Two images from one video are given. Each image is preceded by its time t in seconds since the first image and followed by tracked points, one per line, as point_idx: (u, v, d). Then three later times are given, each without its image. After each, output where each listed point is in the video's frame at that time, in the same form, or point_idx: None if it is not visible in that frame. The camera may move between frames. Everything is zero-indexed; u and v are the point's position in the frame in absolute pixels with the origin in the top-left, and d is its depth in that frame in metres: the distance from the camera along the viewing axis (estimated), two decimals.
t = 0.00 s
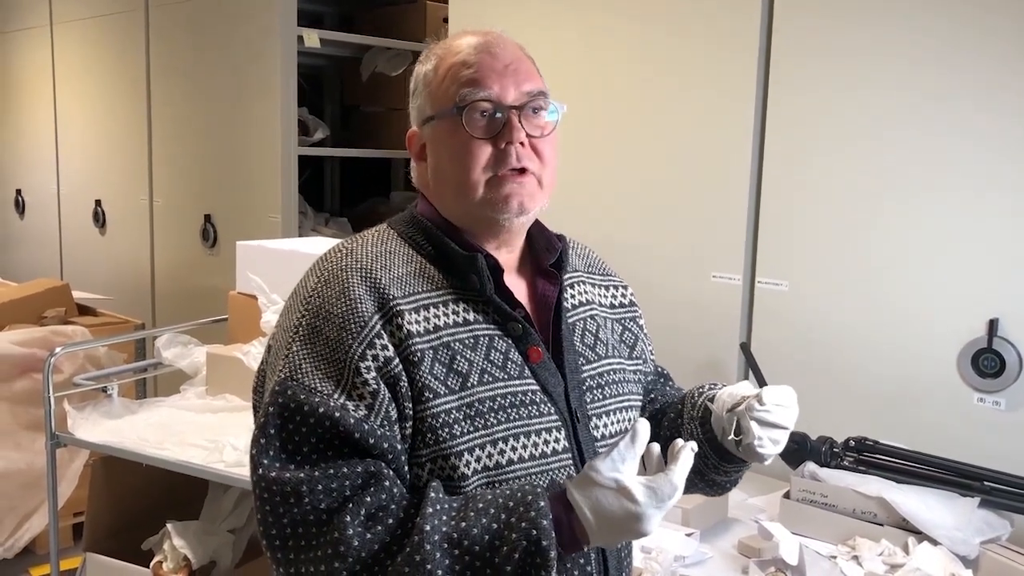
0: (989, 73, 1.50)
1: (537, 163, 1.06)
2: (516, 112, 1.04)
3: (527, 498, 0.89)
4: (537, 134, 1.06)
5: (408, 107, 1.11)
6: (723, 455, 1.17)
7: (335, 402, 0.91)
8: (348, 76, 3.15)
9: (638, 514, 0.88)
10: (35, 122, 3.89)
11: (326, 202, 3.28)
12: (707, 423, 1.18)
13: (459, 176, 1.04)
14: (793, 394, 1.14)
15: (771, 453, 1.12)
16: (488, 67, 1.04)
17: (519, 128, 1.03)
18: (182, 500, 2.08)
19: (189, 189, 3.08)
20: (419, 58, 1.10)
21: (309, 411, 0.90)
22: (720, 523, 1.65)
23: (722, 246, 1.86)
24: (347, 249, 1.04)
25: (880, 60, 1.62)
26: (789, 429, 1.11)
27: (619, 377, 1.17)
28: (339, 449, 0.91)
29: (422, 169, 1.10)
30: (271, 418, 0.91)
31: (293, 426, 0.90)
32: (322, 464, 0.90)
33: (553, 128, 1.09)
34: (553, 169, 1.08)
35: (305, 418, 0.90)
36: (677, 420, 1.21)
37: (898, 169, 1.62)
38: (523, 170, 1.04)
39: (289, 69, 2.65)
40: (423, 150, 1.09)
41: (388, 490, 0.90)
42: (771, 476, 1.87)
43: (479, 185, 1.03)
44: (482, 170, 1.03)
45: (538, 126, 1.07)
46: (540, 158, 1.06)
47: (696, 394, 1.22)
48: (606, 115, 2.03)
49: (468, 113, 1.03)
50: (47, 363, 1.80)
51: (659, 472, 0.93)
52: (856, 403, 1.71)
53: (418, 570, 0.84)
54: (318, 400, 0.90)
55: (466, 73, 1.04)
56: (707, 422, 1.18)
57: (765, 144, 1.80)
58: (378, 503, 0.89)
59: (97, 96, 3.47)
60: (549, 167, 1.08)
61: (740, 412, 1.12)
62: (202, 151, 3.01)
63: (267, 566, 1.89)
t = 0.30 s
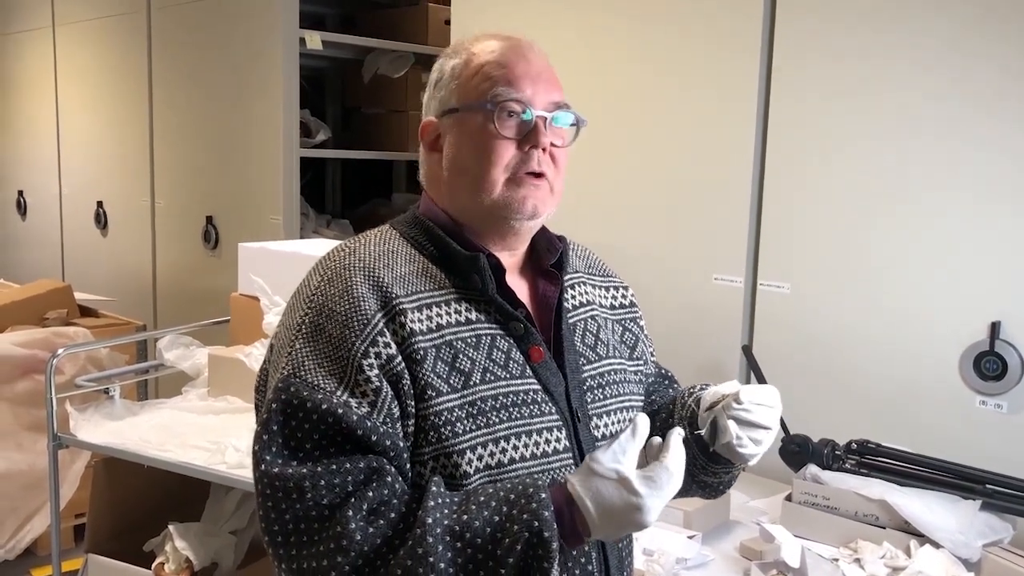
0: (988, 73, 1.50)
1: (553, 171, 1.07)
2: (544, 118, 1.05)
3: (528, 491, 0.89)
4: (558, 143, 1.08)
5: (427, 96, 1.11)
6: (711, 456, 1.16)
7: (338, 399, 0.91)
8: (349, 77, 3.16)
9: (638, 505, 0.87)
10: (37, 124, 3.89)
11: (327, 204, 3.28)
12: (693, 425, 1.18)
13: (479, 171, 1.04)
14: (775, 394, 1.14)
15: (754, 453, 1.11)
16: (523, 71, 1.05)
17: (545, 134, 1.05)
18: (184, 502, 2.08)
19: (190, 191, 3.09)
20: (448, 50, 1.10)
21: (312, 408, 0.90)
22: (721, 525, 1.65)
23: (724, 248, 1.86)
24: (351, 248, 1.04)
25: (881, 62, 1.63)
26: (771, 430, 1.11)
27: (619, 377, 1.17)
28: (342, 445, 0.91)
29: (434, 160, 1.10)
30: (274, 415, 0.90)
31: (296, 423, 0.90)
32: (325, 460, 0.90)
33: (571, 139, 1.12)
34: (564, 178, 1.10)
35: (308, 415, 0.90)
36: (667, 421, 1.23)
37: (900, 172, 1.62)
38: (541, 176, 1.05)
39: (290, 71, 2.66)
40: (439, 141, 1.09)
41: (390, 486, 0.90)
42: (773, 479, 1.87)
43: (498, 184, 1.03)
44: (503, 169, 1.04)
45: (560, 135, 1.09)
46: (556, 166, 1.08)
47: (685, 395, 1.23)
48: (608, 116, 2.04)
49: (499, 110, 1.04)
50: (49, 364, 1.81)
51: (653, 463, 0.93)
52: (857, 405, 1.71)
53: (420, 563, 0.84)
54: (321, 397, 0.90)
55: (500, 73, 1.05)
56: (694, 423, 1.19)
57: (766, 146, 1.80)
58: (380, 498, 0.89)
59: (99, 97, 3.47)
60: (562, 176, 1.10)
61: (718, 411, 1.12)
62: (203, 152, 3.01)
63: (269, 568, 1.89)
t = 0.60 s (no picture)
0: (988, 74, 1.50)
1: (554, 175, 1.08)
2: (547, 121, 1.06)
3: (527, 485, 0.89)
4: (561, 147, 1.08)
5: (433, 97, 1.11)
6: (703, 462, 1.16)
7: (339, 395, 0.91)
8: (349, 78, 3.16)
9: (636, 501, 0.88)
10: (37, 124, 3.89)
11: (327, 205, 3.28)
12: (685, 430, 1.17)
13: (481, 173, 1.04)
14: (768, 404, 1.14)
15: (744, 462, 1.12)
16: (528, 74, 1.06)
17: (548, 137, 1.05)
18: (184, 502, 2.08)
19: (190, 192, 3.09)
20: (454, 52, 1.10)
21: (313, 403, 0.89)
22: (720, 526, 1.65)
23: (724, 249, 1.86)
24: (352, 248, 1.05)
25: (881, 63, 1.63)
26: (762, 440, 1.11)
27: (618, 378, 1.17)
28: (342, 441, 0.91)
29: (437, 161, 1.10)
30: (275, 410, 0.90)
31: (296, 418, 0.90)
32: (325, 455, 0.90)
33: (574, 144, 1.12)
34: (566, 182, 1.10)
35: (309, 410, 0.90)
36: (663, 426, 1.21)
37: (898, 172, 1.62)
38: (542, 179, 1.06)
39: (289, 72, 2.66)
40: (444, 142, 1.09)
41: (389, 481, 0.90)
42: (772, 480, 1.87)
43: (500, 186, 1.03)
44: (505, 171, 1.04)
45: (563, 139, 1.09)
46: (558, 170, 1.08)
47: (682, 399, 1.22)
48: (608, 117, 2.04)
49: (502, 112, 1.04)
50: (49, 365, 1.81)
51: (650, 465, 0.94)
52: (857, 405, 1.71)
53: (418, 556, 0.84)
54: (322, 392, 0.90)
55: (506, 75, 1.05)
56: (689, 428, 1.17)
57: (765, 147, 1.80)
58: (379, 492, 0.89)
59: (100, 98, 3.47)
60: (563, 182, 1.10)
61: (708, 419, 1.13)
62: (203, 153, 3.01)
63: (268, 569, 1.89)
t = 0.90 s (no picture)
0: (988, 75, 1.50)
1: (554, 175, 1.08)
2: (546, 122, 1.06)
3: (523, 477, 0.89)
4: (560, 147, 1.08)
5: (432, 98, 1.11)
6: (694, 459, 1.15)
7: (339, 393, 0.91)
8: (348, 79, 3.16)
9: (634, 491, 0.88)
10: (37, 124, 3.89)
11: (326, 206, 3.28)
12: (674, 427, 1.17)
13: (480, 173, 1.04)
14: (756, 400, 1.14)
15: (731, 459, 1.12)
16: (526, 75, 1.06)
17: (546, 138, 1.05)
18: (184, 503, 2.08)
19: (190, 193, 3.09)
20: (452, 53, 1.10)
21: (313, 401, 0.90)
22: (720, 526, 1.65)
23: (723, 250, 1.86)
24: (352, 249, 1.05)
25: (880, 63, 1.63)
26: (748, 437, 1.12)
27: (617, 378, 1.17)
28: (341, 438, 0.91)
29: (437, 162, 1.10)
30: (274, 407, 0.90)
31: (295, 416, 0.90)
32: (324, 452, 0.90)
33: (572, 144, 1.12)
34: (565, 182, 1.11)
35: (308, 407, 0.90)
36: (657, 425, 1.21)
37: (897, 173, 1.62)
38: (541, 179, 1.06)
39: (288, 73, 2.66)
40: (442, 143, 1.09)
41: (387, 478, 0.91)
42: (772, 480, 1.87)
43: (500, 187, 1.03)
44: (505, 172, 1.04)
45: (562, 139, 1.09)
46: (557, 170, 1.08)
47: (676, 398, 1.22)
48: (607, 118, 2.04)
49: (501, 113, 1.04)
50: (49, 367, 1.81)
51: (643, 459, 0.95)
52: (857, 405, 1.71)
53: (416, 549, 0.84)
54: (321, 390, 0.90)
55: (504, 76, 1.05)
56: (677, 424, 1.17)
57: (764, 147, 1.80)
58: (377, 488, 0.89)
59: (99, 99, 3.47)
60: (563, 182, 1.10)
61: (691, 413, 1.13)
62: (203, 155, 3.01)
63: (268, 569, 1.88)
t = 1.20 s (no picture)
0: (988, 75, 1.50)
1: (552, 182, 1.08)
2: (545, 129, 1.06)
3: (518, 477, 0.90)
4: (558, 154, 1.08)
5: (434, 99, 1.11)
6: (694, 457, 1.15)
7: (336, 394, 0.91)
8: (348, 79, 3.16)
9: (628, 491, 0.88)
10: (37, 124, 3.88)
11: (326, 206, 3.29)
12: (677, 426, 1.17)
13: (478, 180, 1.04)
14: (758, 400, 1.15)
15: (733, 458, 1.12)
16: (527, 81, 1.06)
17: (545, 146, 1.05)
18: (184, 504, 2.08)
19: (190, 194, 3.09)
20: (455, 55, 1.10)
21: (310, 402, 0.90)
22: (720, 526, 1.65)
23: (723, 250, 1.86)
24: (351, 251, 1.05)
25: (879, 63, 1.63)
26: (749, 436, 1.12)
27: (616, 379, 1.17)
28: (337, 439, 0.91)
29: (437, 164, 1.10)
30: (272, 408, 0.91)
31: (293, 417, 0.90)
32: (320, 452, 0.90)
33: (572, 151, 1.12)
34: (563, 189, 1.11)
35: (305, 408, 0.90)
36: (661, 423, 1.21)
37: (897, 173, 1.62)
38: (539, 187, 1.06)
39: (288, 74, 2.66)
40: (443, 145, 1.09)
41: (383, 478, 0.91)
42: (772, 480, 1.87)
43: (497, 194, 1.04)
44: (502, 179, 1.04)
45: (561, 146, 1.09)
46: (555, 178, 1.08)
47: (678, 397, 1.22)
48: (607, 118, 2.04)
49: (500, 120, 1.04)
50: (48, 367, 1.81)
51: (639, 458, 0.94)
52: (857, 405, 1.71)
53: (410, 550, 0.84)
54: (319, 391, 0.90)
55: (505, 82, 1.05)
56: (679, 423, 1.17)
57: (764, 147, 1.80)
58: (373, 488, 0.89)
59: (99, 99, 3.47)
60: (562, 188, 1.10)
61: (695, 412, 1.13)
62: (202, 155, 3.01)
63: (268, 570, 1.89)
